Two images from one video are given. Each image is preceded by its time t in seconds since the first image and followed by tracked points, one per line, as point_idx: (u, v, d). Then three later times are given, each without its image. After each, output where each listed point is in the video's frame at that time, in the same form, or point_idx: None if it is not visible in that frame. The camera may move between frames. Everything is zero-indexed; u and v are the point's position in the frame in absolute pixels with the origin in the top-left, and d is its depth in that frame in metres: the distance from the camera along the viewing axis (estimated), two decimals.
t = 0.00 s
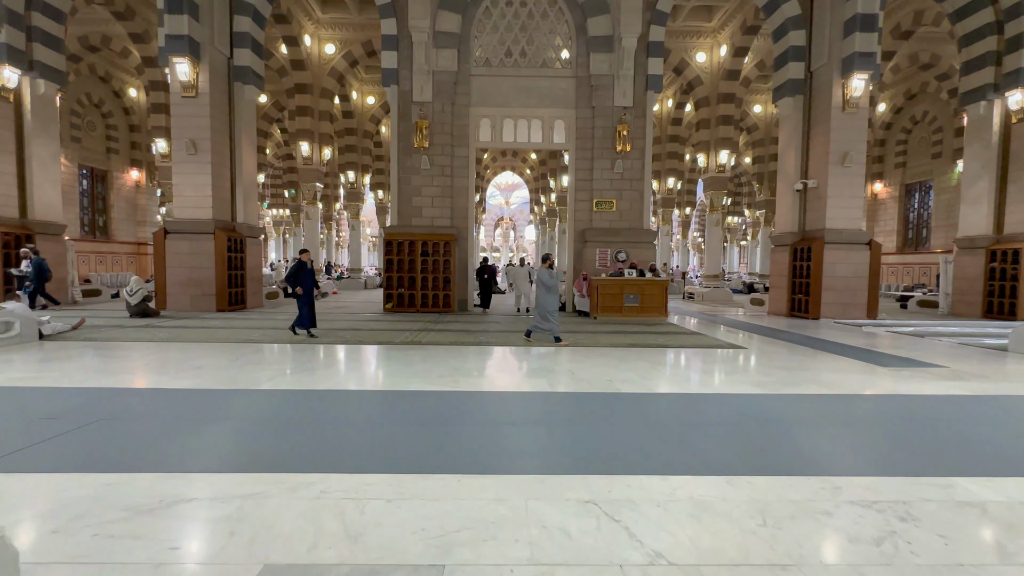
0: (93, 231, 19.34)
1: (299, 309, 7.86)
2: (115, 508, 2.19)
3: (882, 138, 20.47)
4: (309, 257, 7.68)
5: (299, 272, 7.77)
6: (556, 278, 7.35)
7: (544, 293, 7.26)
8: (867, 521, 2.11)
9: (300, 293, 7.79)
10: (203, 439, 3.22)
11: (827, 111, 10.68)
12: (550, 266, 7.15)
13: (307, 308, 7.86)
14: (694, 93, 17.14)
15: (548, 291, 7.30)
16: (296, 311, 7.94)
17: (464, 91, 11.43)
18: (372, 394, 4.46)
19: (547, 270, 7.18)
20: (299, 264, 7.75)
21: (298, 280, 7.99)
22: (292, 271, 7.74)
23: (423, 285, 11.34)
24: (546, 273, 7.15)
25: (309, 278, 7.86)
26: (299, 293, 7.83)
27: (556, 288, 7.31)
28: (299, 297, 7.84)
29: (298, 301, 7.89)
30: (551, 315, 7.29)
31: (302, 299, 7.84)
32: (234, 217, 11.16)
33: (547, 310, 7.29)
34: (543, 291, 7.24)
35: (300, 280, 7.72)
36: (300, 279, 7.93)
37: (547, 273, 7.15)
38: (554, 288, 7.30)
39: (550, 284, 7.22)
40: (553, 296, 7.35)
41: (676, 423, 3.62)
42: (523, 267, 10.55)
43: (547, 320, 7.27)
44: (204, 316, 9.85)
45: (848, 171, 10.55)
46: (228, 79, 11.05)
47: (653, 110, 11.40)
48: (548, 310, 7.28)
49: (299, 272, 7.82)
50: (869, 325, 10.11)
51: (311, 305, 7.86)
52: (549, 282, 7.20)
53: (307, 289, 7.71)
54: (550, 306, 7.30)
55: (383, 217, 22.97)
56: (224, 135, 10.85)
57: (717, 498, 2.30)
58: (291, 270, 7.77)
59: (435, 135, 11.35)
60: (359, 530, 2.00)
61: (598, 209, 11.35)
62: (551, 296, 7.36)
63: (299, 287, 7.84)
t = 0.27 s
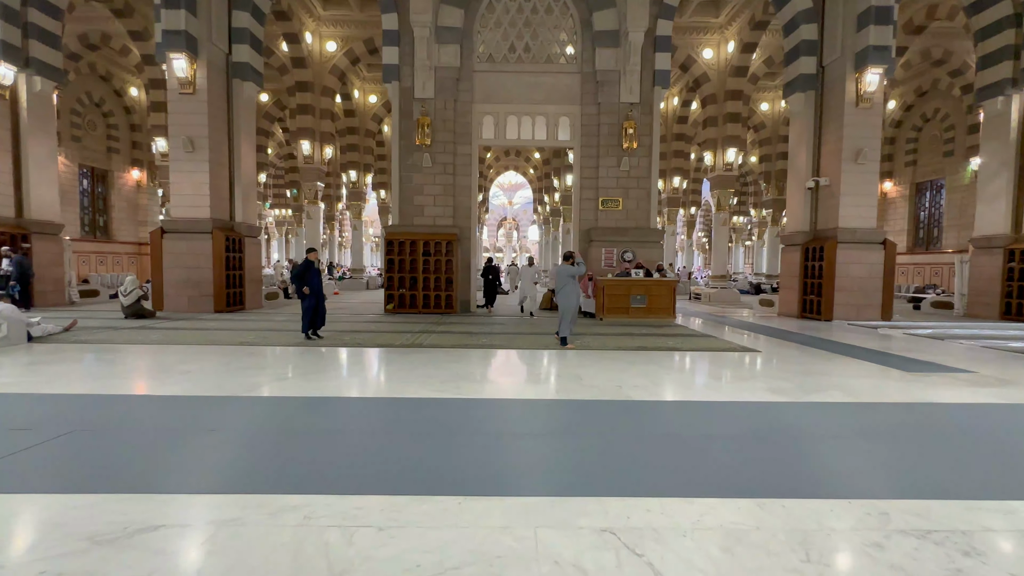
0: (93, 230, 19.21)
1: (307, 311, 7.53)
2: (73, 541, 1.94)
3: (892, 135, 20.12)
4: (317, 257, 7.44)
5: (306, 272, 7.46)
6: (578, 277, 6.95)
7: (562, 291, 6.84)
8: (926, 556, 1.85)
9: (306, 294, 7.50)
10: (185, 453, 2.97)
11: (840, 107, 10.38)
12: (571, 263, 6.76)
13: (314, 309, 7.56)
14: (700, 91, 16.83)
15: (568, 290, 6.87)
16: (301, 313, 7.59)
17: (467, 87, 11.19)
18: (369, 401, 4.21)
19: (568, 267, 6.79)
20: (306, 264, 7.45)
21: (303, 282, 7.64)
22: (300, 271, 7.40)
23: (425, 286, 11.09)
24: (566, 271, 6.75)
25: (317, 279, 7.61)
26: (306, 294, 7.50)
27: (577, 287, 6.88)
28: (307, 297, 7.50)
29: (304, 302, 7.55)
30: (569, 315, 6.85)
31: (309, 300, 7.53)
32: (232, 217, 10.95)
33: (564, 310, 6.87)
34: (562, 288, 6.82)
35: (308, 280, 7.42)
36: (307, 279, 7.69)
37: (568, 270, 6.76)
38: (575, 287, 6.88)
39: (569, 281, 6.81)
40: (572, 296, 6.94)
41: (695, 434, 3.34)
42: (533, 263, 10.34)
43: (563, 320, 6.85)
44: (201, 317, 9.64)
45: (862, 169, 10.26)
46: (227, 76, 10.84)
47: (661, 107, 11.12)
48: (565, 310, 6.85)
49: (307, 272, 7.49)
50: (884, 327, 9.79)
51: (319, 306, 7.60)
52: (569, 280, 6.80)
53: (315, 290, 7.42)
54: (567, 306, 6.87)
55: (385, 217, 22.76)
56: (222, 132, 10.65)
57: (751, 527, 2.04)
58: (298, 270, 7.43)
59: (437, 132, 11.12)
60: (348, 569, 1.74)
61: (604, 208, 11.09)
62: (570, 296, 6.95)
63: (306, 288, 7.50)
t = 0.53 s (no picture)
0: (90, 232, 19.01)
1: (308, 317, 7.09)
2: None
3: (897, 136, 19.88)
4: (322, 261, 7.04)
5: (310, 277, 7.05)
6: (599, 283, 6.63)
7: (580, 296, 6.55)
8: None
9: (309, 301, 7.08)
10: (161, 477, 2.72)
11: (849, 106, 10.14)
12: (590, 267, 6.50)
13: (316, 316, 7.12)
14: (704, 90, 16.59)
15: (587, 295, 6.55)
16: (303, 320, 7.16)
17: (467, 86, 10.95)
18: (363, 413, 3.95)
19: (587, 271, 6.53)
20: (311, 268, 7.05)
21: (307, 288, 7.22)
22: (304, 275, 6.99)
23: (424, 288, 10.83)
24: (586, 275, 6.47)
25: (320, 286, 7.10)
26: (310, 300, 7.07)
27: (597, 293, 6.55)
28: (310, 304, 7.07)
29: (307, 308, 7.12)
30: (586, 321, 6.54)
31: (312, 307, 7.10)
32: (227, 218, 10.72)
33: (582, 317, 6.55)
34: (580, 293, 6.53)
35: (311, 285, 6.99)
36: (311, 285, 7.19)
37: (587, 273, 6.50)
38: (596, 293, 6.54)
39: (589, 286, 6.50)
40: (592, 302, 6.60)
41: (715, 453, 3.09)
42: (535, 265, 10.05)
43: (581, 327, 6.53)
44: (194, 321, 9.41)
45: (872, 169, 10.01)
46: (222, 74, 10.62)
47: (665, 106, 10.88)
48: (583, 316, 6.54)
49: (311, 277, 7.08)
50: (895, 331, 9.54)
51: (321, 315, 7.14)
52: (590, 286, 6.50)
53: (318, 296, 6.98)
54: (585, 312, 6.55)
55: (385, 219, 22.55)
56: (217, 132, 10.42)
57: None
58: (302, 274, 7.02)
59: (437, 132, 10.89)
60: None
61: (607, 209, 10.84)
62: (590, 301, 6.65)
63: (310, 293, 7.09)
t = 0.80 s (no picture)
0: (82, 232, 18.70)
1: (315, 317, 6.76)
2: None
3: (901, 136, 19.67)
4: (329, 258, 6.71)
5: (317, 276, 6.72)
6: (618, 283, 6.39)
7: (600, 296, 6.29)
8: None
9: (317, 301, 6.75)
10: (129, 507, 2.43)
11: (857, 103, 9.90)
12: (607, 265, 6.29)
13: (323, 317, 6.77)
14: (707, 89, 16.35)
15: (607, 295, 6.29)
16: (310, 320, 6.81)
17: (466, 82, 10.70)
18: (357, 423, 3.67)
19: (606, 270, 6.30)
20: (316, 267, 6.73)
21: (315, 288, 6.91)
22: (308, 274, 6.67)
23: (422, 290, 10.55)
24: (605, 274, 6.24)
25: (325, 284, 6.73)
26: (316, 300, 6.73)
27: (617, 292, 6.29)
28: (316, 303, 6.73)
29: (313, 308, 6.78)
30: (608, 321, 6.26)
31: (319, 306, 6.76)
32: (220, 217, 10.43)
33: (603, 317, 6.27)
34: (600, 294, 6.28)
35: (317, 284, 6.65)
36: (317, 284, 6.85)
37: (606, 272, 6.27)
38: (616, 293, 6.28)
39: (608, 286, 6.25)
40: (613, 303, 6.30)
41: (742, 474, 2.81)
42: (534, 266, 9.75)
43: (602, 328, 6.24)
44: (184, 323, 9.12)
45: (881, 168, 9.77)
46: (214, 70, 10.35)
47: (669, 102, 10.63)
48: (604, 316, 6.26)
49: (316, 276, 6.74)
50: (906, 333, 9.29)
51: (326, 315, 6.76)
52: (610, 285, 6.25)
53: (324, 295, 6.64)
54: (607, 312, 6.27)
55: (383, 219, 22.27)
56: (209, 129, 10.15)
57: None
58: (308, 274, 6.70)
59: (435, 129, 10.63)
60: None
61: (609, 208, 10.59)
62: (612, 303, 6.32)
63: (316, 292, 6.76)
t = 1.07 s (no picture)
0: (73, 232, 18.36)
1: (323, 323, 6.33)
2: None
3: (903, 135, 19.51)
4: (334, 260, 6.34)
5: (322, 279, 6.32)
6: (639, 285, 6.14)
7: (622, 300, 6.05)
8: None
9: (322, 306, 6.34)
10: (94, 551, 2.14)
11: (864, 100, 9.69)
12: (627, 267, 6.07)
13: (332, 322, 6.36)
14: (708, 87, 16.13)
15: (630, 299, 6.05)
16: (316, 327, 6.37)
17: (465, 79, 10.44)
18: (348, 439, 3.39)
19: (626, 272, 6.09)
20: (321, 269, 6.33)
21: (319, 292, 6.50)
22: (313, 277, 6.27)
23: (419, 292, 10.28)
24: (625, 277, 6.03)
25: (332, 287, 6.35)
26: (323, 304, 6.32)
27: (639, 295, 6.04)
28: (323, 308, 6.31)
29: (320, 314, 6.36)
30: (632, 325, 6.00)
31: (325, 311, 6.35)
32: (211, 217, 10.15)
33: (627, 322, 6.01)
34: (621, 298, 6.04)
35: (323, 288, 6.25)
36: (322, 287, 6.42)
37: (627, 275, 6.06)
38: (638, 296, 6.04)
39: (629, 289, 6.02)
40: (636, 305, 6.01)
41: (769, 502, 2.56)
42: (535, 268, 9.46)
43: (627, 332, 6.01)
44: (173, 326, 8.84)
45: (889, 166, 9.56)
46: (205, 65, 10.07)
47: (672, 100, 10.40)
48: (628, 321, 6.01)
49: (322, 279, 6.34)
50: (915, 336, 9.08)
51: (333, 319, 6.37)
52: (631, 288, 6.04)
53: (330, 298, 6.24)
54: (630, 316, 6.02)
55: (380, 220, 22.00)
56: (199, 126, 9.86)
57: None
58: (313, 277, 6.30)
59: (433, 127, 10.37)
60: None
61: (611, 208, 10.35)
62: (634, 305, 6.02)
63: (322, 296, 6.35)
